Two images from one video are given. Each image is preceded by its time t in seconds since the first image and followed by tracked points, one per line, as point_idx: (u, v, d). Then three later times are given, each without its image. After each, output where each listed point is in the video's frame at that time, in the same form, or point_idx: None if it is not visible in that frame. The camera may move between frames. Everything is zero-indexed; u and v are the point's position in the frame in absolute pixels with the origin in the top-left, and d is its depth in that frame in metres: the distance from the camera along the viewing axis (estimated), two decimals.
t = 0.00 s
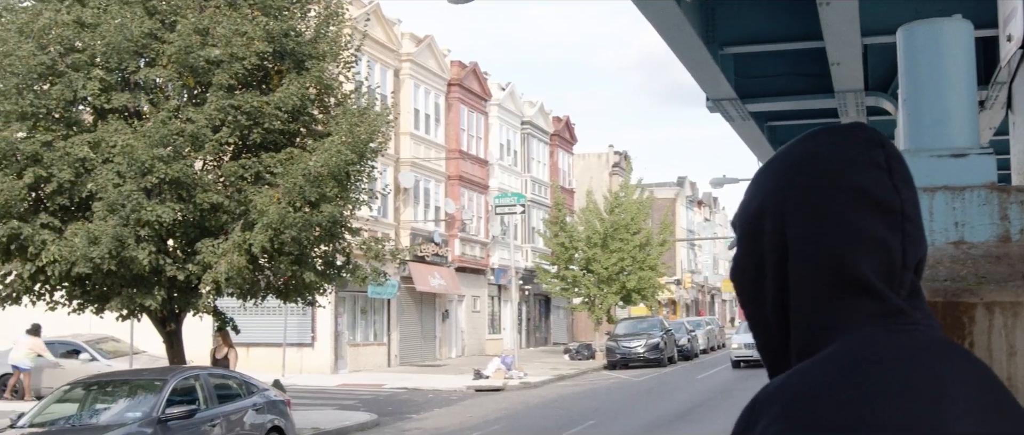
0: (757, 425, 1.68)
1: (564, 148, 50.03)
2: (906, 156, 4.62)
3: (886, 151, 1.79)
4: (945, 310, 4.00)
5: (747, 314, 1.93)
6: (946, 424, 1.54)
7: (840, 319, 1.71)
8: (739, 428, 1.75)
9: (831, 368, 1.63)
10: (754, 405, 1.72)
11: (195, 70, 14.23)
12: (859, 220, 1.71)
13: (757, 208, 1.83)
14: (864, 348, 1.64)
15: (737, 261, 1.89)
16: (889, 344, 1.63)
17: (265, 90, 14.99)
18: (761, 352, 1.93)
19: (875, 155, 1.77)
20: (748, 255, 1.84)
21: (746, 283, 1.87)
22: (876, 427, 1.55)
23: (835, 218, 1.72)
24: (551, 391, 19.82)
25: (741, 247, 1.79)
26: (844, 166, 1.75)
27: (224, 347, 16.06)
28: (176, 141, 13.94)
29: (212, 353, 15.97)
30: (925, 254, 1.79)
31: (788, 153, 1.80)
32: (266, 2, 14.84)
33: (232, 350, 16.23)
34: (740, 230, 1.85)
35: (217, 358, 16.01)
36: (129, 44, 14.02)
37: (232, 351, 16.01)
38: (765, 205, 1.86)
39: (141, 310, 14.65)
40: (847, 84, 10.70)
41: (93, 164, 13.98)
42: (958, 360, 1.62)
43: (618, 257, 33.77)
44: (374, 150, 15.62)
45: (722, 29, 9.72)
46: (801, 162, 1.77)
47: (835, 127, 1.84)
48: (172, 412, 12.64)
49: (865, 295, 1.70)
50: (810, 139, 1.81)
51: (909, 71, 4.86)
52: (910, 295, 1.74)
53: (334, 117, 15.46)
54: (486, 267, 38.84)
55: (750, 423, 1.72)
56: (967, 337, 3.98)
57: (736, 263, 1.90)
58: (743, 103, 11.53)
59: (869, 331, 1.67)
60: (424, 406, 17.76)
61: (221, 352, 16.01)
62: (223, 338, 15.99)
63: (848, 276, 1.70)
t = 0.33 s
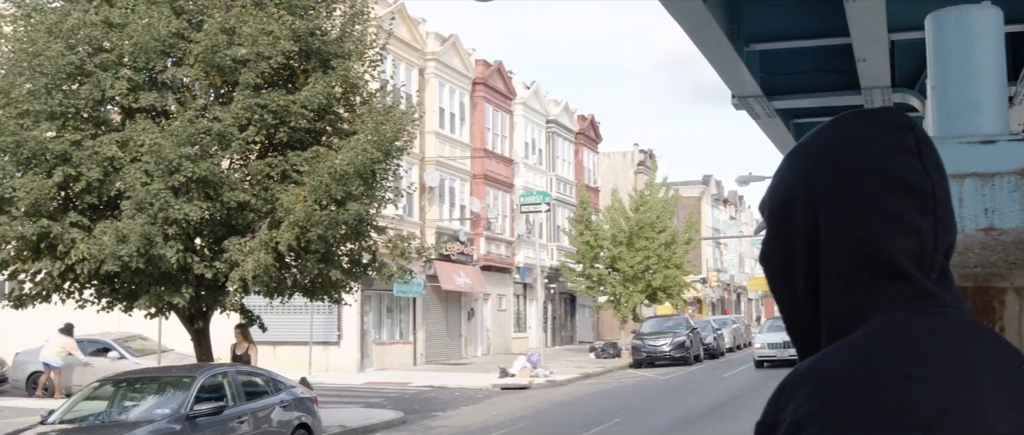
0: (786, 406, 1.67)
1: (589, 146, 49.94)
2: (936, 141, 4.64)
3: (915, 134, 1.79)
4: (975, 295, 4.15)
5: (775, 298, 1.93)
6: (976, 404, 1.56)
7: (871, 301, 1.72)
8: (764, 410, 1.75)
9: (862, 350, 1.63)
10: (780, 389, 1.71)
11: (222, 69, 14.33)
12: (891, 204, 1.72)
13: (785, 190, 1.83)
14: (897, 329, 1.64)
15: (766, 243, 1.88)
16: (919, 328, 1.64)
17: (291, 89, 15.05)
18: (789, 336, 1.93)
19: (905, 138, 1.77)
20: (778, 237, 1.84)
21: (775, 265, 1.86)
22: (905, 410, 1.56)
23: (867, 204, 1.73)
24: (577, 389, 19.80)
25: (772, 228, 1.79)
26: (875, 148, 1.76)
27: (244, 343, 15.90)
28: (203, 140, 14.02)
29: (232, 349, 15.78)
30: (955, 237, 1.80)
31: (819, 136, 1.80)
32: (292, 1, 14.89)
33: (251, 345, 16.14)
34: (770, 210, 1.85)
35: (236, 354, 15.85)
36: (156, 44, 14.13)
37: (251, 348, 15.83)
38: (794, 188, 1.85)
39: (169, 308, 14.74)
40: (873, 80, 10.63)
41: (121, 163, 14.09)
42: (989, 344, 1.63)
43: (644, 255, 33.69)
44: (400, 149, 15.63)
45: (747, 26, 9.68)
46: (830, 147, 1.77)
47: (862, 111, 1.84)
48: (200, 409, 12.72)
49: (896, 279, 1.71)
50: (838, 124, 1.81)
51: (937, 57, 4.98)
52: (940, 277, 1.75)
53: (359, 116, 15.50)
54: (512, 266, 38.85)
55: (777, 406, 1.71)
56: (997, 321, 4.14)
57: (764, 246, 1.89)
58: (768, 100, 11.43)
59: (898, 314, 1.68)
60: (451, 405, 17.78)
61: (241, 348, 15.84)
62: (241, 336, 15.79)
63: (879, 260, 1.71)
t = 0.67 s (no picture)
0: (822, 389, 1.66)
1: (617, 145, 49.86)
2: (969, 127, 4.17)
3: (950, 117, 1.77)
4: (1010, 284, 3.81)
5: (810, 285, 1.91)
6: (1012, 382, 1.53)
7: (907, 283, 1.71)
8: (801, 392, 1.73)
9: (901, 329, 1.61)
10: (816, 371, 1.70)
11: (251, 68, 14.42)
12: (926, 184, 1.71)
13: (818, 174, 1.82)
14: (934, 308, 1.63)
15: (798, 227, 1.88)
16: (956, 309, 1.62)
17: (319, 88, 15.11)
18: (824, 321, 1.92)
19: (941, 121, 1.75)
20: (810, 221, 1.82)
21: (808, 250, 1.85)
22: (942, 389, 1.54)
23: (900, 186, 1.72)
24: (605, 387, 19.75)
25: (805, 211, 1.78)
26: (909, 131, 1.75)
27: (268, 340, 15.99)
28: (233, 138, 14.11)
29: (256, 347, 15.83)
30: (991, 221, 1.78)
31: (855, 117, 1.79)
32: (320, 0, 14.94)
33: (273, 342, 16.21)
34: (802, 194, 1.84)
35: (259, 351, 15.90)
36: (186, 43, 14.24)
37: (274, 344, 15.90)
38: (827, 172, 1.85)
39: (200, 306, 14.84)
40: (904, 76, 10.52)
41: (151, 162, 14.20)
42: None
43: (671, 254, 33.59)
44: (428, 148, 15.66)
45: (775, 22, 9.57)
46: (864, 133, 1.76)
47: (897, 95, 1.83)
48: (231, 405, 12.80)
49: (931, 262, 1.69)
50: (871, 108, 1.80)
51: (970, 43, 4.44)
52: (976, 261, 1.73)
53: (387, 114, 15.54)
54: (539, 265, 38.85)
55: (813, 388, 1.69)
56: None
57: (798, 230, 1.88)
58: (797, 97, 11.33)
59: (933, 296, 1.66)
60: (479, 403, 17.78)
61: (264, 344, 15.90)
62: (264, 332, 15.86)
63: (915, 242, 1.70)
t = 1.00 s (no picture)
0: (859, 373, 1.64)
1: (643, 146, 49.81)
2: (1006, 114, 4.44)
3: (986, 103, 1.75)
4: None
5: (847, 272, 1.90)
6: None
7: (944, 269, 1.70)
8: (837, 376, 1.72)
9: (936, 318, 1.60)
10: (853, 354, 1.68)
11: (278, 70, 14.50)
12: (960, 172, 1.70)
13: (855, 159, 1.79)
14: (970, 295, 1.62)
15: (835, 209, 1.85)
16: (992, 294, 1.61)
17: (346, 89, 15.18)
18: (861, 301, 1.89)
19: (976, 107, 1.73)
20: (847, 206, 1.80)
21: (843, 234, 1.82)
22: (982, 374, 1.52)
23: (937, 174, 1.71)
24: (633, 389, 19.70)
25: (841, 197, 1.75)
26: (946, 116, 1.73)
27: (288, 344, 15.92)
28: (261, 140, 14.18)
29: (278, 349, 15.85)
30: None
31: (890, 103, 1.77)
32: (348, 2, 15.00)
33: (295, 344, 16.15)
34: (839, 179, 1.81)
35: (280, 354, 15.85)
36: (215, 46, 14.33)
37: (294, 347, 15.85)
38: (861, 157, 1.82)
39: (229, 307, 14.93)
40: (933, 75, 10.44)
41: (180, 164, 14.29)
42: None
43: (699, 255, 33.46)
44: (455, 149, 15.67)
45: (805, 21, 9.48)
46: (900, 120, 1.74)
47: (932, 81, 1.80)
48: (260, 406, 12.86)
49: (970, 248, 1.68)
50: (907, 95, 1.77)
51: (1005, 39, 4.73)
52: (1012, 246, 1.72)
53: (414, 116, 15.59)
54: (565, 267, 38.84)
55: (850, 374, 1.67)
56: None
57: (833, 214, 1.85)
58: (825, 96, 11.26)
59: (971, 281, 1.66)
60: (507, 404, 17.78)
61: (284, 348, 15.87)
62: (285, 336, 15.81)
63: (953, 227, 1.69)
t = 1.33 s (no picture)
0: (894, 355, 1.61)
1: (667, 145, 49.73)
2: None
3: (1018, 87, 1.74)
4: None
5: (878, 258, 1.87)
6: None
7: (978, 252, 1.67)
8: (871, 363, 1.68)
9: (972, 300, 1.57)
10: (888, 338, 1.65)
11: (303, 70, 14.57)
12: (995, 156, 1.68)
13: (887, 146, 1.78)
14: (1005, 276, 1.59)
15: (868, 197, 1.82)
16: None
17: (371, 88, 15.22)
18: (896, 293, 1.87)
19: (1010, 90, 1.72)
20: (880, 191, 1.77)
21: (875, 221, 1.79)
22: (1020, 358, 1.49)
23: (975, 160, 1.69)
24: (657, 387, 19.68)
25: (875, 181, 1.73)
26: (980, 101, 1.71)
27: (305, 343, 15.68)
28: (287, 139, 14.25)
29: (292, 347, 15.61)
30: None
31: (927, 87, 1.74)
32: (372, 2, 15.04)
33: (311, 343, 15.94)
34: (872, 165, 1.78)
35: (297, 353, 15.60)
36: (241, 45, 14.40)
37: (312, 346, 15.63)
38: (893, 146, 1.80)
39: (254, 306, 15.02)
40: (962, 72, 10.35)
41: (206, 163, 14.38)
42: None
43: (723, 254, 33.37)
44: (479, 147, 15.70)
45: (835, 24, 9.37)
46: (935, 106, 1.72)
47: (963, 66, 1.78)
48: (286, 403, 12.88)
49: (1004, 230, 1.66)
50: (939, 79, 1.75)
51: None
52: None
53: (439, 114, 15.64)
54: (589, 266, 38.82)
55: (885, 357, 1.64)
56: None
57: (865, 201, 1.83)
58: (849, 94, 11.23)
59: (1005, 261, 1.63)
60: (531, 402, 17.78)
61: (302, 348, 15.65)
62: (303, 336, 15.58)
63: (988, 210, 1.67)
